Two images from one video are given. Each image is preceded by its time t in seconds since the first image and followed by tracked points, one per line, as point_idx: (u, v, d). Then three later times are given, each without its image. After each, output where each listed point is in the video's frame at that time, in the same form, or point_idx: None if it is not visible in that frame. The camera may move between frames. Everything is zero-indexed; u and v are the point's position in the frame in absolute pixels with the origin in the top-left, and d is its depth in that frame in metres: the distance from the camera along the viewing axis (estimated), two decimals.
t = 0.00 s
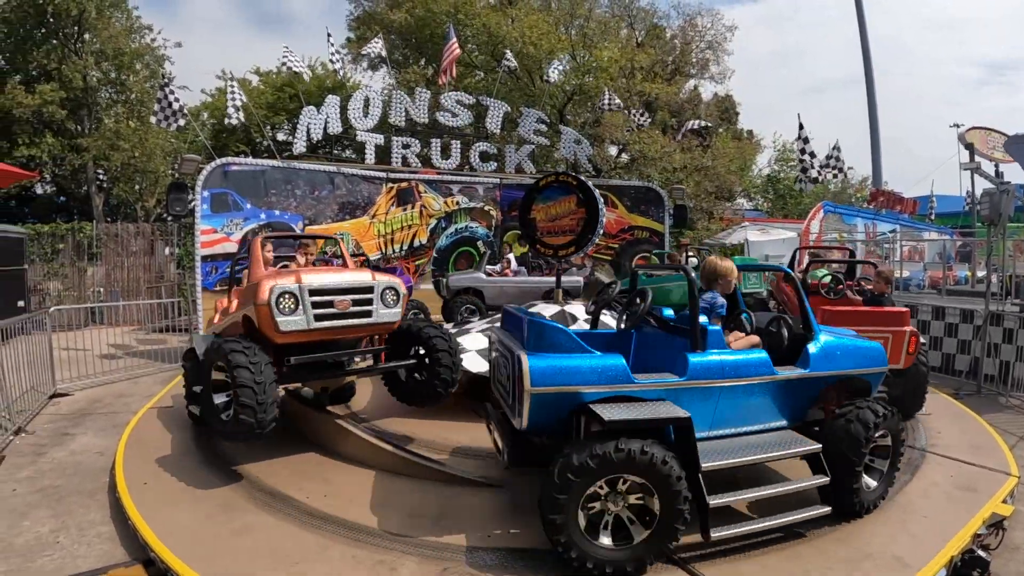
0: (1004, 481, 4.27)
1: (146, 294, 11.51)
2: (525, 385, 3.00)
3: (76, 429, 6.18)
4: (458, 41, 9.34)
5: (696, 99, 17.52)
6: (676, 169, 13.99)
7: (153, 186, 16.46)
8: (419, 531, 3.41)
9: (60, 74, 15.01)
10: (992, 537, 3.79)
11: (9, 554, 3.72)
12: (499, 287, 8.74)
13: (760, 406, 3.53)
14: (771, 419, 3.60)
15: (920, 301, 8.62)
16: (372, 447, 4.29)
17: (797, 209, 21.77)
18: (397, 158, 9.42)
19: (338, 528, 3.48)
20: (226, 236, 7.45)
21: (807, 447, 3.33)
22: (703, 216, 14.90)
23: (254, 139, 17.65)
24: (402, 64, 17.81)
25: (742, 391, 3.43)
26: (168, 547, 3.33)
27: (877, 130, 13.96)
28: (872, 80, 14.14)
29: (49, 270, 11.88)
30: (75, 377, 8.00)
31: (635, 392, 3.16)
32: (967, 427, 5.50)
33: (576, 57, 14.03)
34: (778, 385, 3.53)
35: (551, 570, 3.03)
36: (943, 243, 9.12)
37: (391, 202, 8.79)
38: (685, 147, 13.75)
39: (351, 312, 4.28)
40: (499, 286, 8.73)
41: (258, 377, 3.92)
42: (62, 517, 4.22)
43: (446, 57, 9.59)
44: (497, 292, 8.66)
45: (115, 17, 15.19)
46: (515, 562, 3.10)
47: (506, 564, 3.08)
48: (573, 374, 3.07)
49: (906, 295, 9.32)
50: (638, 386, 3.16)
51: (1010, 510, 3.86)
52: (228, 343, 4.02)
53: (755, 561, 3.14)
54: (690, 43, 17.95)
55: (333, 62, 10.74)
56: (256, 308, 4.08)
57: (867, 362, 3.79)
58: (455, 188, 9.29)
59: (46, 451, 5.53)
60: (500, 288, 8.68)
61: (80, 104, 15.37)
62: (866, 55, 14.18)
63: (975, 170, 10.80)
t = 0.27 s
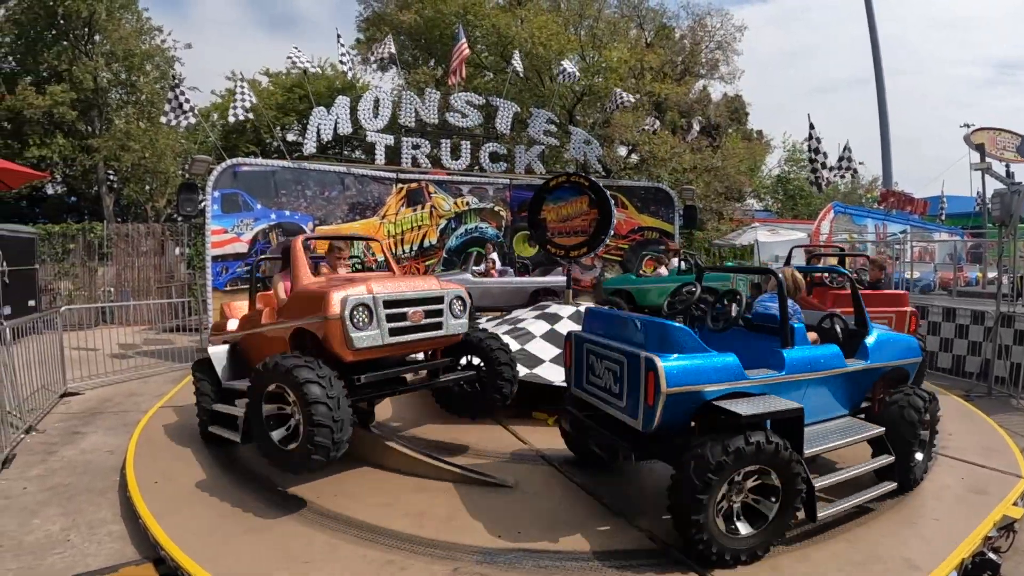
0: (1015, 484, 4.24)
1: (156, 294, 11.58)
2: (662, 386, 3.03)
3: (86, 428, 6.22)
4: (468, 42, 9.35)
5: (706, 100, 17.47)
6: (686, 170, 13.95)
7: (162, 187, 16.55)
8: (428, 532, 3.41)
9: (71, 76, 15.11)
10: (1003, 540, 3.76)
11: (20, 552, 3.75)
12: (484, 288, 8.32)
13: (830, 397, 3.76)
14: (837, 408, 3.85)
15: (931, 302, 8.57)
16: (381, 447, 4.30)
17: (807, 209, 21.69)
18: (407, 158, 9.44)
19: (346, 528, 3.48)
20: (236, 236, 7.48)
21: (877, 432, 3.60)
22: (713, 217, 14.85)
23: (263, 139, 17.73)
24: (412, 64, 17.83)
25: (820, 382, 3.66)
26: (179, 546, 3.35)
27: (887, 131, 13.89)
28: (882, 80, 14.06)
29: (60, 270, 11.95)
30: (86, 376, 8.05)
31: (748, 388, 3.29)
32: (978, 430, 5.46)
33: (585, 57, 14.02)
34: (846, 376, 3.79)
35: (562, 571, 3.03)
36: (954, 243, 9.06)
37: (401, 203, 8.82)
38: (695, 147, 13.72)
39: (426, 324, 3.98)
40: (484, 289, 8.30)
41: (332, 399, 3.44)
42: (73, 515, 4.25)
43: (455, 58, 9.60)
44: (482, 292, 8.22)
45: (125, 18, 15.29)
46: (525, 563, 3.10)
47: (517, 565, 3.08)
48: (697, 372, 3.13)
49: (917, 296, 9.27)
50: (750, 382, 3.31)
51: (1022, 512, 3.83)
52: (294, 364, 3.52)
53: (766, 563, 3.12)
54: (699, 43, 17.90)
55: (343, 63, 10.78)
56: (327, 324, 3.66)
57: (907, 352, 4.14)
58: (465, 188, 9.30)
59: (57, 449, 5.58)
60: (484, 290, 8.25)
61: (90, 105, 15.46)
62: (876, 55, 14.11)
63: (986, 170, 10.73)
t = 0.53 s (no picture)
0: None
1: (166, 294, 11.64)
2: (784, 383, 3.18)
3: (97, 427, 6.26)
4: (477, 43, 9.37)
5: (715, 100, 17.42)
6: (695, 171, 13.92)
7: (172, 188, 16.63)
8: (437, 533, 3.41)
9: (81, 77, 15.20)
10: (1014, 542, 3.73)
11: (31, 551, 3.77)
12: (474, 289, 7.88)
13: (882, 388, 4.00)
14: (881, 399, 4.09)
15: (940, 303, 8.53)
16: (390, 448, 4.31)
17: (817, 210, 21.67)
18: (417, 159, 9.47)
19: (355, 529, 3.49)
20: (247, 237, 7.52)
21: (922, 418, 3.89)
22: (722, 218, 14.83)
23: (273, 140, 17.80)
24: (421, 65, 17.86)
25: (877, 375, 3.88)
26: (190, 545, 3.36)
27: (898, 132, 13.81)
28: (891, 80, 14.00)
29: (69, 270, 12.00)
30: (96, 376, 8.10)
31: (838, 384, 3.49)
32: (989, 432, 5.43)
33: (594, 58, 14.02)
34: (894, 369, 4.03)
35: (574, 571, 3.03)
36: (964, 245, 9.01)
37: (410, 204, 8.85)
38: (703, 148, 13.69)
39: (520, 358, 3.69)
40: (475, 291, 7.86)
41: (444, 455, 3.09)
42: (83, 514, 4.28)
43: (464, 59, 9.61)
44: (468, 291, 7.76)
45: (135, 20, 15.39)
46: (537, 564, 3.10)
47: (528, 565, 3.09)
48: (802, 370, 3.29)
49: (927, 298, 9.24)
50: (838, 376, 3.49)
51: None
52: (395, 411, 3.11)
53: (777, 565, 3.11)
54: (708, 43, 17.85)
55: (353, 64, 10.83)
56: (432, 363, 3.26)
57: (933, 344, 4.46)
58: (474, 190, 9.31)
59: (68, 449, 5.61)
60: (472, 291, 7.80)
61: (100, 106, 15.54)
62: (885, 55, 14.05)
63: (996, 171, 10.67)
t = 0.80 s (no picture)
0: None
1: (171, 294, 11.67)
2: (870, 374, 3.52)
3: (103, 427, 6.27)
4: (482, 44, 9.37)
5: (719, 101, 17.41)
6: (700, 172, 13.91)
7: (176, 188, 16.66)
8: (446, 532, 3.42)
9: (85, 78, 15.24)
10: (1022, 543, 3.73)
11: (38, 550, 3.78)
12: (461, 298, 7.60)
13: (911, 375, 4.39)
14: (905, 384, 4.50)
15: (946, 303, 8.50)
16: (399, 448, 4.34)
17: (821, 211, 21.68)
18: (422, 160, 9.48)
19: (364, 528, 3.50)
20: (253, 237, 7.53)
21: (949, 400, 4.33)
22: (726, 218, 14.83)
23: (277, 141, 17.84)
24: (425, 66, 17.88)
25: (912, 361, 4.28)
26: (199, 545, 3.37)
27: (902, 132, 13.80)
28: (896, 80, 13.99)
29: (74, 270, 12.03)
30: (101, 376, 8.11)
31: (892, 373, 3.89)
32: (996, 433, 5.42)
33: (598, 59, 14.04)
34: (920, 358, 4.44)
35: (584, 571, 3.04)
36: (970, 245, 8.97)
37: (416, 204, 8.86)
38: (708, 148, 13.69)
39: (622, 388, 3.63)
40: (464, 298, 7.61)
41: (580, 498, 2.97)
42: (90, 514, 4.29)
43: (469, 60, 9.62)
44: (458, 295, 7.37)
45: (139, 21, 15.43)
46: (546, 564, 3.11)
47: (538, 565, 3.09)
48: (877, 363, 3.61)
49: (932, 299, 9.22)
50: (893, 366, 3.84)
51: None
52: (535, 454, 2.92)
53: (786, 565, 3.11)
54: (712, 44, 17.85)
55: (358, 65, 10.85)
56: (567, 403, 2.99)
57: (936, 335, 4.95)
58: (479, 190, 9.32)
59: (74, 448, 5.62)
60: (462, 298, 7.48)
61: (105, 106, 15.58)
62: (890, 55, 14.04)
63: (1002, 172, 10.64)
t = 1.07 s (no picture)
0: None
1: (175, 295, 11.69)
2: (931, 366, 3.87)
3: (110, 428, 6.29)
4: (487, 45, 9.37)
5: (723, 102, 17.42)
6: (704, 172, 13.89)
7: (180, 189, 16.69)
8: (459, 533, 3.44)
9: (89, 78, 15.27)
10: None
11: (47, 551, 3.79)
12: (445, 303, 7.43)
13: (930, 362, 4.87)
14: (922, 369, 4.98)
15: (952, 305, 8.51)
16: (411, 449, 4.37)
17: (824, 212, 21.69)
18: (428, 161, 9.50)
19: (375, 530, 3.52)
20: (258, 238, 7.55)
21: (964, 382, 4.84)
22: (731, 219, 14.84)
23: (281, 141, 17.90)
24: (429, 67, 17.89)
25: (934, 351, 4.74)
26: (210, 546, 3.38)
27: (906, 133, 13.80)
28: (900, 81, 13.99)
29: (78, 271, 12.04)
30: (107, 376, 8.13)
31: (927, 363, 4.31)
32: (1003, 433, 5.42)
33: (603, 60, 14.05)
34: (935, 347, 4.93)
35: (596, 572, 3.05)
36: (974, 246, 8.98)
37: (421, 205, 8.87)
38: (712, 149, 13.69)
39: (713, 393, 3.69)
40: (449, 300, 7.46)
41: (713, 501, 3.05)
42: (98, 515, 4.31)
43: (475, 60, 9.63)
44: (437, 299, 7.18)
45: (143, 22, 15.46)
46: (559, 565, 3.11)
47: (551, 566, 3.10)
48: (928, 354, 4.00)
49: (937, 300, 9.22)
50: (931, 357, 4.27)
51: None
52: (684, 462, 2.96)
53: (800, 565, 3.12)
54: (717, 45, 17.86)
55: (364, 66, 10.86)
56: (698, 405, 3.07)
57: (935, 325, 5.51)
58: (485, 191, 9.32)
59: (81, 449, 5.64)
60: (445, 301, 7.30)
61: (109, 107, 15.61)
62: (894, 56, 14.04)
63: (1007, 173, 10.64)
